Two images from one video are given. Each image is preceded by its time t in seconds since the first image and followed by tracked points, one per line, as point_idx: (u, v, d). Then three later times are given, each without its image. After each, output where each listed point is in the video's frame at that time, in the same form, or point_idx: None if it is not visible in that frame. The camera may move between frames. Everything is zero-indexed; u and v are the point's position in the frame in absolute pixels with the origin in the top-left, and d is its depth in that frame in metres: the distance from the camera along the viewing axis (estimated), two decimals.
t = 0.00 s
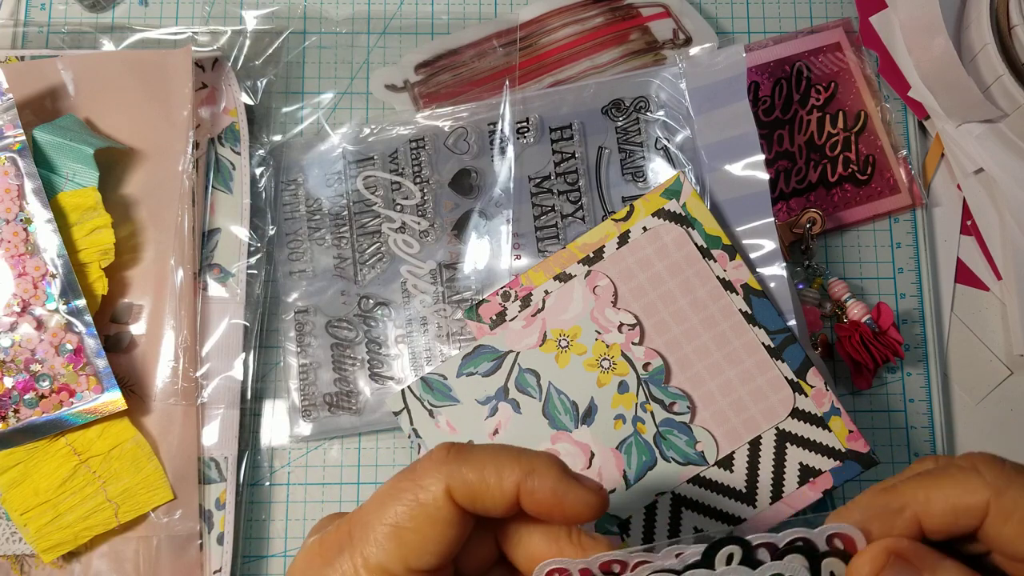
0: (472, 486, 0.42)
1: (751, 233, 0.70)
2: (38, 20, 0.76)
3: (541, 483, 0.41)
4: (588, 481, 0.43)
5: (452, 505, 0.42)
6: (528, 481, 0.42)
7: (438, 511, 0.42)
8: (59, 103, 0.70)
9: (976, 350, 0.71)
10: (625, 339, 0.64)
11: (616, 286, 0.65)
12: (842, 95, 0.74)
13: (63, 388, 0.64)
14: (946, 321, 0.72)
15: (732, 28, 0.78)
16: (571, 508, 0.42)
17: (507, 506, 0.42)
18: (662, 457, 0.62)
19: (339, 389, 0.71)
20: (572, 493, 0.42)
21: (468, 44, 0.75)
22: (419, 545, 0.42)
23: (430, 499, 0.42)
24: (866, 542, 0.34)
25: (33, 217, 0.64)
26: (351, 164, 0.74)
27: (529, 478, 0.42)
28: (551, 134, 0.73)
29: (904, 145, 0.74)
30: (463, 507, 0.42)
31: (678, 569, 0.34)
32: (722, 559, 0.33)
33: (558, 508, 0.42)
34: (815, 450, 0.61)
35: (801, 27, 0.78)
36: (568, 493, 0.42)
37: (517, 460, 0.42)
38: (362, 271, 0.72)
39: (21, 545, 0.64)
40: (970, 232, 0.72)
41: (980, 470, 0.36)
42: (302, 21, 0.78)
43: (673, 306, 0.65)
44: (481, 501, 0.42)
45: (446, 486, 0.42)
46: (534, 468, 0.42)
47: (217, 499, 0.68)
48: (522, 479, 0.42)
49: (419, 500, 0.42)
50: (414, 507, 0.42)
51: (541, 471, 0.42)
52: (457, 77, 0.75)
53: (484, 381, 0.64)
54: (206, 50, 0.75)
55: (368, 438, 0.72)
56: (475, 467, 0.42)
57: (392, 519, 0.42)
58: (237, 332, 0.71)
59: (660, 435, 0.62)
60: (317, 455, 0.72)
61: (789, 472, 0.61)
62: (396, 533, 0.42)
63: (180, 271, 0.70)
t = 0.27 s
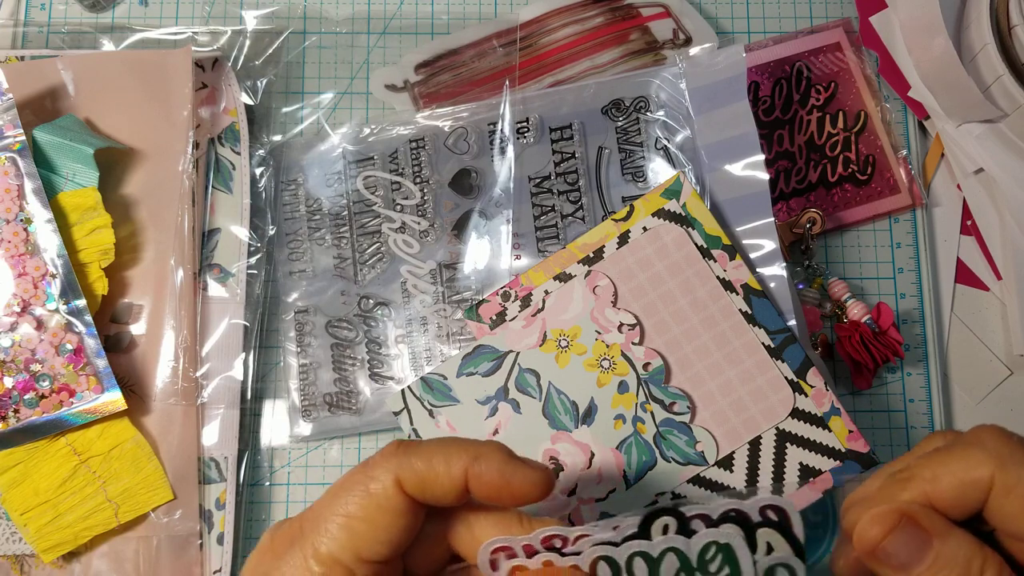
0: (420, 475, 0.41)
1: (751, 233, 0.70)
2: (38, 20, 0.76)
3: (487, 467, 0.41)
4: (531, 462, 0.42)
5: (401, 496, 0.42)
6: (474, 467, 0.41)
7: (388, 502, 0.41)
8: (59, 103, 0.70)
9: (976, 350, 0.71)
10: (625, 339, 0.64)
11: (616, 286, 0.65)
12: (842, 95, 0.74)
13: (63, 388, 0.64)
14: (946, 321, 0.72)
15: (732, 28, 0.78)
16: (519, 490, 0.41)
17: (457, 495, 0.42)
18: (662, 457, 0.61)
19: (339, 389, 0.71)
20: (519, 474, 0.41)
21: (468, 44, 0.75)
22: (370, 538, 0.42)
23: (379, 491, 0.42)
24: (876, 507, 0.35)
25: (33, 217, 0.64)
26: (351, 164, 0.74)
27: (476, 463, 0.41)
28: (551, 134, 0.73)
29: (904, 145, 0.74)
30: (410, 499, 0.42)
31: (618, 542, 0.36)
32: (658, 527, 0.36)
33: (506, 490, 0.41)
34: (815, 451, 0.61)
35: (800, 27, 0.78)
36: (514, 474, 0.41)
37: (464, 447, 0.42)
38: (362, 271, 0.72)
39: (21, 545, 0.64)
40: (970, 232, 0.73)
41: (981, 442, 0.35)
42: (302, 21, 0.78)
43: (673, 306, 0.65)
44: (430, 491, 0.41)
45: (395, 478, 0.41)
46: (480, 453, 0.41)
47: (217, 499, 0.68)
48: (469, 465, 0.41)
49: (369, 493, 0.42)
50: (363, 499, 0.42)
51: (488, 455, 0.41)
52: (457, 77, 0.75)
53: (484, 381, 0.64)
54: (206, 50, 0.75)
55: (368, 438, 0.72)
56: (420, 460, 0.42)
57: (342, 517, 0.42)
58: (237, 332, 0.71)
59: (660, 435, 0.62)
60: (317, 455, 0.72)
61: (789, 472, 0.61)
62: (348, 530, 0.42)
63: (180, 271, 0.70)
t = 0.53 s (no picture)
0: (247, 460, 0.47)
1: (751, 233, 0.70)
2: (38, 20, 0.76)
3: (314, 443, 0.46)
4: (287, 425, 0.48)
5: (232, 479, 0.48)
6: (302, 445, 0.47)
7: (220, 488, 0.47)
8: (59, 103, 0.70)
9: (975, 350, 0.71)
10: (625, 339, 0.64)
11: (616, 286, 0.65)
12: (842, 95, 0.74)
13: (63, 388, 0.64)
14: (946, 321, 0.72)
15: (732, 27, 0.78)
16: (351, 461, 0.46)
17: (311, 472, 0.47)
18: (662, 457, 0.62)
19: (339, 389, 0.71)
20: (348, 445, 0.46)
21: (468, 44, 0.76)
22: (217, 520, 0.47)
23: (211, 478, 0.47)
24: (904, 411, 0.41)
25: (33, 217, 0.64)
26: (351, 164, 0.74)
27: (304, 442, 0.47)
28: (551, 134, 0.73)
29: (904, 145, 0.74)
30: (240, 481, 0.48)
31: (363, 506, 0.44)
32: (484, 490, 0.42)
33: (337, 462, 0.46)
34: (815, 451, 0.61)
35: (800, 27, 0.78)
36: (345, 447, 0.46)
37: (294, 427, 0.47)
38: (362, 271, 0.72)
39: (21, 545, 0.64)
40: (969, 232, 0.72)
41: (1001, 346, 0.43)
42: (302, 21, 0.78)
43: (673, 306, 0.65)
44: (259, 471, 0.47)
45: (224, 465, 0.47)
46: (309, 431, 0.47)
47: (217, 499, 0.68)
48: (294, 446, 0.47)
49: (201, 482, 0.47)
50: (196, 489, 0.47)
51: (314, 434, 0.47)
52: (457, 77, 0.75)
53: (484, 381, 0.64)
54: (206, 50, 0.75)
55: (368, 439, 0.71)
56: (249, 445, 0.47)
57: (180, 504, 0.47)
58: (237, 332, 0.71)
59: (660, 435, 0.62)
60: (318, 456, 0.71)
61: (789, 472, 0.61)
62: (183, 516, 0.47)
63: (180, 271, 0.70)
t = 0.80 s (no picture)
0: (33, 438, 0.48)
1: (751, 233, 0.70)
2: (37, 20, 0.76)
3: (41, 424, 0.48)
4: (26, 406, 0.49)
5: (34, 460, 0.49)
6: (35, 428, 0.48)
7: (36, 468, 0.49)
8: (59, 103, 0.70)
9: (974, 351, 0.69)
10: (625, 339, 0.64)
11: (616, 286, 0.65)
12: (842, 95, 0.74)
13: (63, 388, 0.64)
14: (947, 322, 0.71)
15: (732, 27, 0.78)
16: (48, 437, 0.48)
17: None
18: (663, 457, 0.62)
19: (339, 389, 0.71)
20: (41, 421, 0.48)
21: (468, 43, 0.76)
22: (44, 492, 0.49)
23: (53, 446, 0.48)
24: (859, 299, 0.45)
25: (33, 217, 0.64)
26: (351, 164, 0.74)
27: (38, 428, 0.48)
28: (551, 134, 0.73)
29: (904, 145, 0.75)
30: None
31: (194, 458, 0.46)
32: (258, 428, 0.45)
33: (36, 441, 0.48)
34: (816, 450, 0.62)
35: (801, 27, 0.78)
36: (39, 424, 0.48)
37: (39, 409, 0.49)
38: (362, 271, 0.72)
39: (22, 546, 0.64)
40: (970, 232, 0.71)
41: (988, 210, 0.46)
42: (302, 21, 0.78)
43: (673, 306, 0.65)
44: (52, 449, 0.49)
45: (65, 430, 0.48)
46: (41, 412, 0.48)
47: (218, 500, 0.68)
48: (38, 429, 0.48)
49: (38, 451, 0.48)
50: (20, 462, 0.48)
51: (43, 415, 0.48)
52: (457, 77, 0.75)
53: (484, 381, 0.64)
54: (206, 50, 0.75)
55: (369, 439, 0.71)
56: None
57: None
58: (237, 332, 0.71)
59: (660, 435, 0.62)
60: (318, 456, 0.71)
61: (789, 471, 0.61)
62: None
63: (180, 271, 0.70)
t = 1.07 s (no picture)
0: (175, 444, 0.48)
1: (751, 233, 0.70)
2: (37, 20, 0.76)
3: (200, 426, 0.48)
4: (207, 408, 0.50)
5: (159, 463, 0.49)
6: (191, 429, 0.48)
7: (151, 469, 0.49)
8: (59, 103, 0.70)
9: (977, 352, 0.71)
10: (625, 339, 0.63)
11: (616, 286, 0.65)
12: (841, 95, 0.74)
13: (63, 388, 0.64)
14: (946, 321, 0.71)
15: (732, 28, 0.78)
16: (213, 437, 0.48)
17: (158, 466, 0.49)
18: (662, 457, 0.62)
19: (339, 389, 0.71)
20: (199, 424, 0.48)
21: (468, 43, 0.76)
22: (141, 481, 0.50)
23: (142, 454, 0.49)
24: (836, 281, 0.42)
25: (33, 217, 0.64)
26: (351, 164, 0.74)
27: (160, 434, 0.49)
28: (551, 134, 0.73)
29: (904, 145, 0.75)
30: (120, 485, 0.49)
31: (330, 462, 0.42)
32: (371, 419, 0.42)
33: (195, 443, 0.48)
34: (816, 451, 0.62)
35: (801, 27, 0.78)
36: (196, 427, 0.48)
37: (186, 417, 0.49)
38: (362, 271, 0.72)
39: (22, 546, 0.64)
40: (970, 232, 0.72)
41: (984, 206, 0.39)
42: (302, 21, 0.78)
43: (673, 306, 0.64)
44: (190, 454, 0.49)
45: (152, 444, 0.49)
46: (194, 417, 0.49)
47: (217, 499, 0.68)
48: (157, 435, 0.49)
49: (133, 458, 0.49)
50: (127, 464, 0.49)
51: (200, 418, 0.49)
52: (457, 76, 0.75)
53: (484, 381, 0.62)
54: (206, 50, 0.75)
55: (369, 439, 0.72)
56: (111, 454, 0.49)
57: (85, 515, 0.49)
58: (237, 332, 0.71)
59: (660, 435, 0.62)
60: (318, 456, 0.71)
61: (789, 472, 0.61)
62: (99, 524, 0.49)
63: (180, 271, 0.70)
